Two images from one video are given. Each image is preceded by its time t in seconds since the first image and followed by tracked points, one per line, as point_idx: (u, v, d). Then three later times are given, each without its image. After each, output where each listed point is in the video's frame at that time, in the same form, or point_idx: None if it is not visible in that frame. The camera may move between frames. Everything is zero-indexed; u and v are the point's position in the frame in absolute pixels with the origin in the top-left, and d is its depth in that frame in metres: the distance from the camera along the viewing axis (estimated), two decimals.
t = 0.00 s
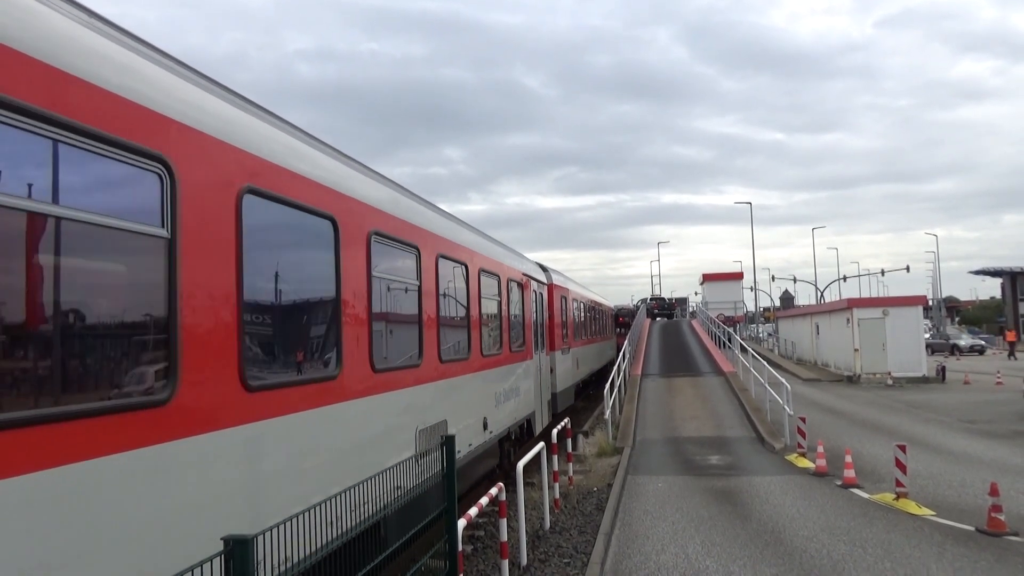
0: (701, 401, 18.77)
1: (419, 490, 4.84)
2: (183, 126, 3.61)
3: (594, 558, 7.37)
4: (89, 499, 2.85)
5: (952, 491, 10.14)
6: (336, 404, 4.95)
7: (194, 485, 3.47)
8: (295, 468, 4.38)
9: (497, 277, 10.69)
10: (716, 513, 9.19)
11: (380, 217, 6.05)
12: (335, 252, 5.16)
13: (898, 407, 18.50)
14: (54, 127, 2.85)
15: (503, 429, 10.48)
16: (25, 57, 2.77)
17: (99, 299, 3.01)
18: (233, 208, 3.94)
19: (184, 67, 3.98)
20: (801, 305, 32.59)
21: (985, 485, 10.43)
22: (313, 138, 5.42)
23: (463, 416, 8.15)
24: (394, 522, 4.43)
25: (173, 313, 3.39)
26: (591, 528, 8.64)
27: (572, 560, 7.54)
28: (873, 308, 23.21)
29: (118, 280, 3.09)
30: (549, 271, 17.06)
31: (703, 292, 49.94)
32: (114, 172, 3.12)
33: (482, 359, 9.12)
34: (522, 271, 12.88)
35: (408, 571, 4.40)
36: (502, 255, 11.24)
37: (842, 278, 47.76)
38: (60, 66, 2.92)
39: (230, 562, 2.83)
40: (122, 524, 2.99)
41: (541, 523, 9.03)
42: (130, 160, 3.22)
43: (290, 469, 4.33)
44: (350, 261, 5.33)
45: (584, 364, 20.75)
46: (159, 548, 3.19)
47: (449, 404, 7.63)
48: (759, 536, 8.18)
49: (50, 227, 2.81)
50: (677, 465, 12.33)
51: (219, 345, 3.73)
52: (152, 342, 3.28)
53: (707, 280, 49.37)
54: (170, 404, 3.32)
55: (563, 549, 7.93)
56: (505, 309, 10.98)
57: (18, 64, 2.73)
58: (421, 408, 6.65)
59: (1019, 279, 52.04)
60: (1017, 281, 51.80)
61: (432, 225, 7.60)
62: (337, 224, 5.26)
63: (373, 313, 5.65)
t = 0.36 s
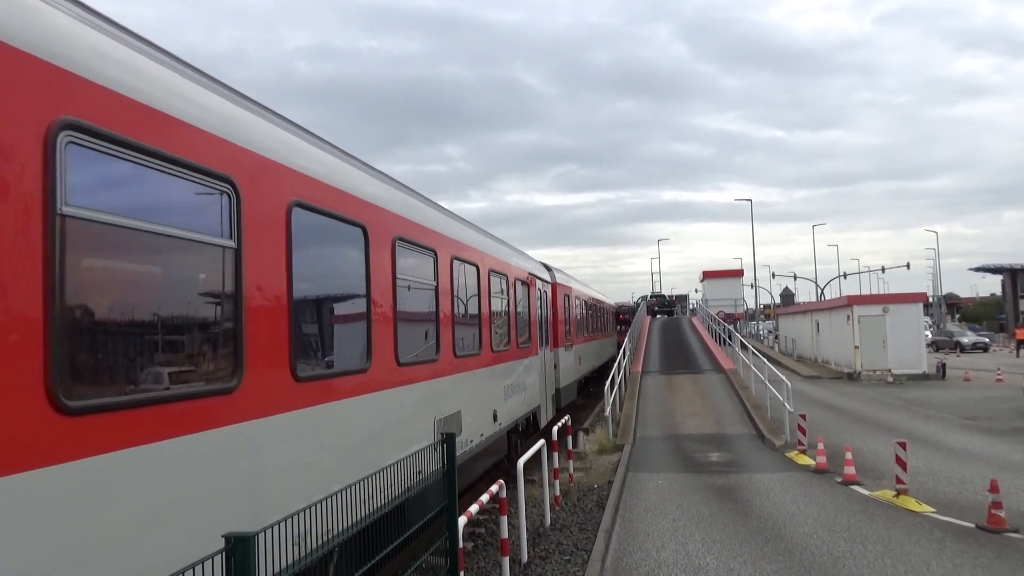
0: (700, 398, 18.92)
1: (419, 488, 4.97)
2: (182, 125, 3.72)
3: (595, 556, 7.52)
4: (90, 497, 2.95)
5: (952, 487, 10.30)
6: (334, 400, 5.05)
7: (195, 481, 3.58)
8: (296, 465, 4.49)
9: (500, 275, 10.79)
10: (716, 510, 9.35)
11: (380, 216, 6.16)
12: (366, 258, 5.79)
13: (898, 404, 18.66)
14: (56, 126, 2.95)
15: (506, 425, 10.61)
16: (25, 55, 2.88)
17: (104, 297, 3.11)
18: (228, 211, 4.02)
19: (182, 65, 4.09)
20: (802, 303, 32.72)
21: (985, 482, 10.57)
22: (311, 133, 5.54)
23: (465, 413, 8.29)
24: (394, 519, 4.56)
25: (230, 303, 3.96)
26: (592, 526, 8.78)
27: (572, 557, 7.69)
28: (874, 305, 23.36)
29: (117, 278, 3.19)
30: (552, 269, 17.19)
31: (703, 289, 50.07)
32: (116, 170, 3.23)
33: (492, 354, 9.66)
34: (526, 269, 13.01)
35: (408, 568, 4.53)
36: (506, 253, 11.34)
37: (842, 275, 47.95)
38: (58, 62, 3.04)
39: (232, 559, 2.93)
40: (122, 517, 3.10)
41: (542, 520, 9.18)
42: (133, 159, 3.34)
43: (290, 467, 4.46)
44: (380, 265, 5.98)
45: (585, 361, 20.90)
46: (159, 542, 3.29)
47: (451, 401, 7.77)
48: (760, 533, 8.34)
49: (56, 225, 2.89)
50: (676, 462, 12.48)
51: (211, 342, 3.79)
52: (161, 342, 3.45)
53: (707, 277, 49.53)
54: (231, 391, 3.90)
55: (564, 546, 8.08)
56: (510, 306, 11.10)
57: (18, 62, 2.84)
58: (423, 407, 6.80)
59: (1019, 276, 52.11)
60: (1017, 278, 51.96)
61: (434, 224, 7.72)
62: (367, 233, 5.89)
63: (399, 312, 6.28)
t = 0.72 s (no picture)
0: (701, 397, 18.99)
1: (419, 487, 5.04)
2: (179, 123, 3.78)
3: (595, 554, 7.60)
4: (90, 499, 3.01)
5: (952, 486, 10.38)
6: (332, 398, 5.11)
7: (192, 481, 3.63)
8: (296, 463, 4.57)
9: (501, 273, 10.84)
10: (717, 509, 9.43)
11: (379, 213, 6.21)
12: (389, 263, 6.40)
13: (898, 403, 18.73)
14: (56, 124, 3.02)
15: (506, 424, 10.67)
16: (25, 54, 2.93)
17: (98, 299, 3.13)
18: (227, 212, 4.07)
19: (180, 62, 4.14)
20: (802, 301, 32.79)
21: (985, 481, 10.65)
22: (310, 132, 5.58)
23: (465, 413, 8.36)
24: (394, 518, 4.63)
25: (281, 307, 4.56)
26: (592, 524, 8.86)
27: (572, 556, 7.77)
28: (874, 304, 23.44)
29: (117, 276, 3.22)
30: (554, 269, 17.26)
31: (703, 288, 50.14)
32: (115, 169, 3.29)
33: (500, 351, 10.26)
34: (529, 268, 13.07)
35: (408, 567, 4.61)
36: (507, 252, 11.37)
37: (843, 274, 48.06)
38: (58, 62, 3.09)
39: (232, 558, 3.00)
40: (121, 514, 3.16)
41: (542, 519, 9.26)
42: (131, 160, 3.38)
43: (290, 466, 4.54)
44: (402, 269, 6.55)
45: (586, 360, 20.96)
46: (157, 540, 3.36)
47: (452, 400, 7.81)
48: (760, 531, 8.42)
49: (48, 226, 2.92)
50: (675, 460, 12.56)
51: (223, 340, 3.96)
52: (168, 338, 3.54)
53: (707, 276, 49.62)
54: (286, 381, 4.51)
55: (565, 545, 8.16)
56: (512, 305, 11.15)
57: (17, 61, 2.88)
58: (423, 405, 6.85)
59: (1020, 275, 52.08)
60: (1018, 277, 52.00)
61: (435, 222, 7.76)
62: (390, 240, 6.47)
63: (419, 313, 6.91)
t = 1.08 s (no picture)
0: (700, 397, 18.93)
1: (419, 487, 4.97)
2: (181, 123, 3.73)
3: (594, 555, 7.54)
4: (89, 502, 2.95)
5: (950, 487, 10.31)
6: (333, 400, 5.05)
7: (193, 483, 3.58)
8: (297, 463, 4.51)
9: (500, 274, 10.75)
10: (715, 509, 9.37)
11: (380, 213, 6.16)
12: (410, 269, 6.94)
13: (897, 403, 18.66)
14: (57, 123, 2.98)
15: (506, 424, 10.61)
16: (26, 55, 2.88)
17: (94, 300, 3.09)
18: (229, 211, 4.03)
19: (180, 62, 4.10)
20: (801, 302, 32.71)
21: (985, 481, 10.59)
22: (309, 131, 5.55)
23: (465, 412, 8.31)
24: (394, 518, 4.57)
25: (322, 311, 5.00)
26: (591, 525, 8.81)
27: (571, 556, 7.71)
28: (873, 305, 23.37)
29: (113, 279, 3.19)
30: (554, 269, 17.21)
31: (702, 288, 50.05)
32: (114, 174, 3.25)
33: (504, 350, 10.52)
34: (529, 269, 12.99)
35: (407, 568, 4.54)
36: (506, 253, 11.31)
37: (842, 275, 47.95)
38: (58, 62, 3.04)
39: (230, 559, 2.94)
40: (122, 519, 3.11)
41: (541, 519, 9.20)
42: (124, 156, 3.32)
43: (291, 467, 4.48)
44: (420, 274, 7.05)
45: (585, 360, 20.91)
46: (159, 544, 3.31)
47: (451, 400, 7.74)
48: (759, 532, 8.36)
49: (44, 230, 2.90)
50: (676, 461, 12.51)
51: (226, 338, 3.90)
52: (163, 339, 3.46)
53: (706, 276, 49.53)
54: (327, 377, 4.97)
55: (563, 545, 8.09)
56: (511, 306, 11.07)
57: (17, 60, 2.84)
58: (423, 405, 6.79)
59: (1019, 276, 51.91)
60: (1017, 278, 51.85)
61: (433, 222, 7.71)
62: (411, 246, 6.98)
63: (435, 314, 7.40)
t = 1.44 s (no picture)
0: (699, 399, 19.03)
1: (418, 491, 5.08)
2: (181, 123, 3.86)
3: (594, 557, 7.65)
4: (85, 504, 3.04)
5: (950, 488, 10.43)
6: (332, 401, 5.14)
7: (195, 482, 3.71)
8: (296, 465, 4.63)
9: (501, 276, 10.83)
10: (715, 511, 9.49)
11: (379, 215, 6.27)
12: (427, 275, 7.59)
13: (897, 405, 18.78)
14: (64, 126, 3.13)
15: (507, 426, 10.69)
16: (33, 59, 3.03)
17: (91, 298, 3.21)
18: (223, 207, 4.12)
19: (181, 65, 4.25)
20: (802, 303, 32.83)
21: (984, 483, 10.70)
22: (306, 133, 5.65)
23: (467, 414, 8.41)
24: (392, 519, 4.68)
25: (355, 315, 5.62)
26: (591, 527, 8.92)
27: (570, 558, 7.82)
28: (873, 307, 23.48)
29: (108, 281, 3.30)
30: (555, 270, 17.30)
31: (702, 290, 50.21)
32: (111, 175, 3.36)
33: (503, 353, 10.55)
34: (529, 270, 13.07)
35: (407, 570, 4.65)
36: (506, 255, 11.41)
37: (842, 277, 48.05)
38: (59, 66, 3.16)
39: (231, 561, 3.06)
40: (122, 520, 3.22)
41: (541, 521, 9.31)
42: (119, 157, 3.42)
43: (290, 471, 4.58)
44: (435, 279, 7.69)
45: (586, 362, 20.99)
46: (163, 541, 3.44)
47: (451, 402, 7.83)
48: (759, 533, 8.48)
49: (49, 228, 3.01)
50: (674, 463, 12.63)
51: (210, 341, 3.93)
52: (152, 343, 3.54)
53: (707, 278, 49.63)
54: (335, 376, 5.19)
55: (563, 547, 8.21)
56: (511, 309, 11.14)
57: (18, 62, 2.95)
58: (423, 407, 6.90)
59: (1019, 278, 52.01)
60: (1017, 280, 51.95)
61: (432, 223, 7.83)
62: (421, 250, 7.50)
63: (449, 317, 8.05)
